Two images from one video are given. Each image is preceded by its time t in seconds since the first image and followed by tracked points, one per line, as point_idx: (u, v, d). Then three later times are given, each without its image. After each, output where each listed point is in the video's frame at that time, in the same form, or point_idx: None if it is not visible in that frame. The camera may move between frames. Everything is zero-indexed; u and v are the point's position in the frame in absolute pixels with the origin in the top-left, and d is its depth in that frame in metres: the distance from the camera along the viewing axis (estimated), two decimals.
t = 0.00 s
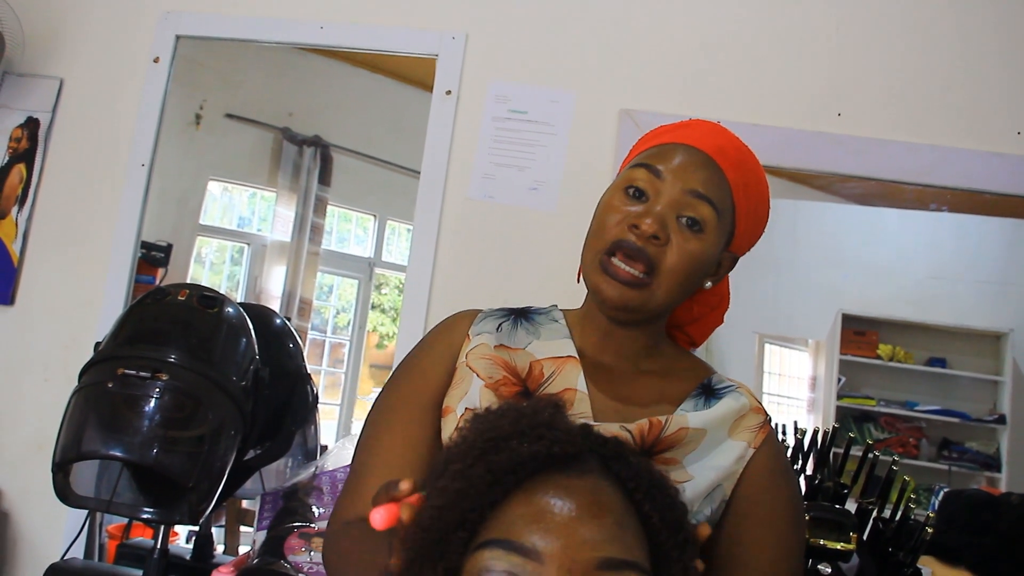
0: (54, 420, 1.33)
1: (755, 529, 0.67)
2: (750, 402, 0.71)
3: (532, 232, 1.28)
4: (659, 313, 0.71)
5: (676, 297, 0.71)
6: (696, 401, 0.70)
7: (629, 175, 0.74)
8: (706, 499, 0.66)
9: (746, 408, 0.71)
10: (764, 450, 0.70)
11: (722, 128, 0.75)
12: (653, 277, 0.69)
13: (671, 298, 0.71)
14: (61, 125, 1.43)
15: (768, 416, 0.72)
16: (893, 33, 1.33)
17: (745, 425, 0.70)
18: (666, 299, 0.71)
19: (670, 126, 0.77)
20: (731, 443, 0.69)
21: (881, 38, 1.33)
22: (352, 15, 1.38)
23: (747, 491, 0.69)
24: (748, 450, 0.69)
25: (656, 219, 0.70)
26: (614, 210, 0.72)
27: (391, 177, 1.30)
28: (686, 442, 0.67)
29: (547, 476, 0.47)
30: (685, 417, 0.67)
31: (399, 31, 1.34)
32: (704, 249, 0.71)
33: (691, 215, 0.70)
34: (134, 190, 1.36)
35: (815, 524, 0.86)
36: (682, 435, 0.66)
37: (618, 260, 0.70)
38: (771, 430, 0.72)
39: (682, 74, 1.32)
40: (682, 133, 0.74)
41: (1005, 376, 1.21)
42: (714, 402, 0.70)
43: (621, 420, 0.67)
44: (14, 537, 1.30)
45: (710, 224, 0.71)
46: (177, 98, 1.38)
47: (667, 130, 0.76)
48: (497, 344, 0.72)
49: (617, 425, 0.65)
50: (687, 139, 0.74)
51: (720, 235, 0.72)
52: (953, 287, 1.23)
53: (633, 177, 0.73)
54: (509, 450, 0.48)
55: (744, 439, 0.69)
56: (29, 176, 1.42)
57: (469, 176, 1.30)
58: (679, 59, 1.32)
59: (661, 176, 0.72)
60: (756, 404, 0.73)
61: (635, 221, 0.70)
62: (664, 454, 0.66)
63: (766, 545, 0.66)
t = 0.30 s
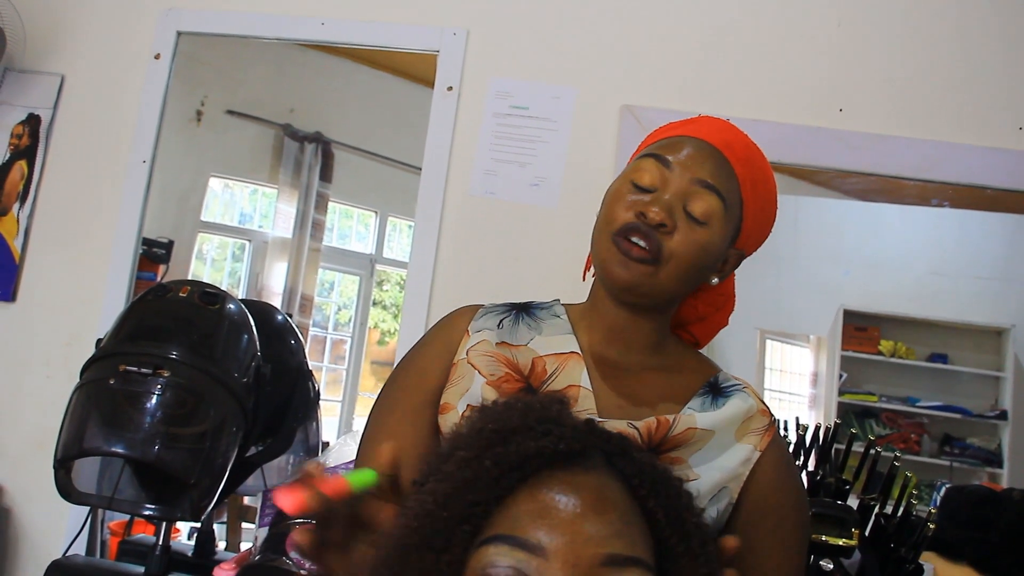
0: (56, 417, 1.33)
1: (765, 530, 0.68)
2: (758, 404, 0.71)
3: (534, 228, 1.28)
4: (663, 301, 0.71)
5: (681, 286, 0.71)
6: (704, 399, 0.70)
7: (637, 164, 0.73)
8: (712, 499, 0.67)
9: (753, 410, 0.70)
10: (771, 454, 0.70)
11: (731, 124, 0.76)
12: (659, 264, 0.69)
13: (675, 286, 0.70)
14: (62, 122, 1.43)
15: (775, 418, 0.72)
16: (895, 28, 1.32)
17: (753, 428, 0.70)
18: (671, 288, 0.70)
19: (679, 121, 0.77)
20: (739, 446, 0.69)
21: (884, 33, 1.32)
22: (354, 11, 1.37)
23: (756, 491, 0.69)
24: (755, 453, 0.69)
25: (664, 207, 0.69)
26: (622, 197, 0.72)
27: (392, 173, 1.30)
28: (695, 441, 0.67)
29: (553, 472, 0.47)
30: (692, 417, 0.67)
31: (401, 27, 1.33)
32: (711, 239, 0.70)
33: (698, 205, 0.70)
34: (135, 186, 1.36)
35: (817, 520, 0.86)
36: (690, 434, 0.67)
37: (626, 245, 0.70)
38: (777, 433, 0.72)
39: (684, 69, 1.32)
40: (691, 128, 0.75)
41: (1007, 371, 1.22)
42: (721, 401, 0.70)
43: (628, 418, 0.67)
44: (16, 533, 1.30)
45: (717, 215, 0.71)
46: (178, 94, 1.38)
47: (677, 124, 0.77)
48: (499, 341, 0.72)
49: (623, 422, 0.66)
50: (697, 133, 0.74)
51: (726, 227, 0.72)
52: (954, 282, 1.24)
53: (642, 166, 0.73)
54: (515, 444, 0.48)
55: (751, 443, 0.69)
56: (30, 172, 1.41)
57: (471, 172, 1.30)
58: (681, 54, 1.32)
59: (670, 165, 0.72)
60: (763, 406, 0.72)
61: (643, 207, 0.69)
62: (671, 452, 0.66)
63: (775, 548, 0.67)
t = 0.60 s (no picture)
0: (57, 416, 1.33)
1: (764, 528, 0.68)
2: (758, 403, 0.71)
3: (534, 226, 1.28)
4: (660, 303, 0.71)
5: (678, 288, 0.71)
6: (704, 397, 0.69)
7: (633, 169, 0.74)
8: (712, 495, 0.66)
9: (754, 409, 0.70)
10: (770, 451, 0.70)
11: (726, 122, 0.75)
12: (654, 268, 0.69)
13: (672, 288, 0.70)
14: (62, 121, 1.43)
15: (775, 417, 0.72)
16: (896, 25, 1.32)
17: (753, 426, 0.69)
18: (668, 290, 0.70)
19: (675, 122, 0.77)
20: (738, 443, 0.68)
21: (885, 30, 1.32)
22: (354, 9, 1.37)
23: (758, 491, 0.69)
24: (754, 450, 0.69)
25: (658, 211, 0.69)
26: (617, 202, 0.72)
27: (392, 172, 1.30)
28: (694, 439, 0.66)
29: (552, 471, 0.47)
30: (694, 414, 0.67)
31: (401, 26, 1.33)
32: (705, 241, 0.70)
33: (693, 207, 0.70)
34: (135, 185, 1.36)
35: (818, 517, 0.86)
36: (691, 432, 0.66)
37: (620, 249, 0.70)
38: (777, 431, 0.71)
39: (684, 67, 1.31)
40: (686, 128, 0.74)
41: (1007, 368, 1.22)
42: (721, 400, 0.69)
43: (629, 414, 0.67)
44: (17, 532, 1.30)
45: (712, 217, 0.71)
46: (178, 93, 1.38)
47: (672, 125, 0.76)
48: (502, 339, 0.71)
49: (625, 418, 0.66)
50: (691, 134, 0.73)
51: (722, 228, 0.71)
52: (953, 280, 1.24)
53: (638, 170, 0.73)
54: (515, 444, 0.48)
55: (751, 440, 0.69)
56: (30, 171, 1.41)
57: (471, 170, 1.30)
58: (681, 52, 1.32)
59: (665, 168, 0.72)
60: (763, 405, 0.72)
61: (637, 211, 0.70)
62: (671, 449, 0.66)
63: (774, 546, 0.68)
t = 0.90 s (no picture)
0: (54, 417, 1.33)
1: (758, 523, 0.68)
2: (754, 402, 0.71)
3: (531, 227, 1.28)
4: (661, 314, 0.72)
5: (677, 297, 0.71)
6: (701, 397, 0.69)
7: (622, 182, 0.73)
8: (709, 493, 0.67)
9: (749, 408, 0.70)
10: (766, 450, 0.70)
11: (711, 123, 0.75)
12: (654, 282, 0.69)
13: (672, 299, 0.71)
14: (59, 121, 1.43)
15: (770, 416, 0.72)
16: (892, 25, 1.32)
17: (748, 425, 0.69)
18: (668, 301, 0.71)
19: (658, 126, 0.77)
20: (734, 442, 0.68)
21: (881, 30, 1.32)
22: (350, 10, 1.37)
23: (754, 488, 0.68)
24: (750, 449, 0.69)
25: (653, 225, 0.69)
26: (609, 218, 0.72)
27: (390, 173, 1.30)
28: (692, 437, 0.67)
29: (548, 472, 0.47)
30: (690, 413, 0.67)
31: (397, 26, 1.33)
32: (701, 249, 0.70)
33: (686, 217, 0.70)
34: (132, 186, 1.36)
35: (815, 517, 0.86)
36: (688, 430, 0.67)
37: (619, 266, 0.70)
38: (772, 429, 0.71)
39: (681, 67, 1.32)
40: (670, 134, 0.74)
41: (1004, 368, 1.22)
42: (719, 400, 0.69)
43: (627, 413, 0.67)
44: (14, 534, 1.30)
45: (705, 224, 0.71)
46: (175, 94, 1.37)
47: (655, 131, 0.76)
48: (500, 340, 0.71)
49: (623, 417, 0.66)
50: (677, 140, 0.73)
51: (715, 233, 0.71)
52: (949, 279, 1.24)
53: (627, 183, 0.72)
54: (511, 444, 0.48)
55: (746, 439, 0.69)
56: (26, 172, 1.41)
57: (468, 171, 1.30)
58: (678, 52, 1.32)
59: (654, 180, 0.71)
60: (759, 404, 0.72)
61: (632, 228, 0.69)
62: (668, 447, 0.66)
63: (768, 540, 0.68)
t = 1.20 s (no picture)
0: (51, 417, 1.33)
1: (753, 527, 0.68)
2: (751, 404, 0.71)
3: (530, 227, 1.28)
4: (656, 305, 0.71)
5: (671, 287, 0.71)
6: (698, 399, 0.70)
7: (613, 175, 0.73)
8: (706, 494, 0.67)
9: (746, 410, 0.70)
10: (763, 452, 0.70)
11: (698, 120, 0.76)
12: (648, 271, 0.69)
13: (666, 289, 0.70)
14: (57, 120, 1.42)
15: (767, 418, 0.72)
16: (890, 27, 1.32)
17: (745, 427, 0.69)
18: (662, 291, 0.70)
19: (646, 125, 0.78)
20: (731, 443, 0.68)
21: (879, 32, 1.32)
22: (349, 10, 1.37)
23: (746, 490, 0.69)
24: (747, 450, 0.69)
25: (645, 213, 0.69)
26: (602, 210, 0.72)
27: (388, 173, 1.30)
28: (689, 438, 0.67)
29: (548, 473, 0.47)
30: (687, 414, 0.67)
31: (396, 27, 1.33)
32: (694, 238, 0.71)
33: (678, 205, 0.70)
34: (130, 186, 1.36)
35: (812, 519, 0.86)
36: (685, 432, 0.67)
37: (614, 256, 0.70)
38: (770, 432, 0.71)
39: (679, 68, 1.32)
40: (658, 130, 0.75)
41: (1001, 370, 1.22)
42: (716, 401, 0.69)
43: (624, 414, 0.67)
44: (10, 534, 1.30)
45: (697, 212, 0.71)
46: (173, 93, 1.37)
47: (644, 129, 0.77)
48: (497, 342, 0.72)
49: (619, 419, 0.66)
50: (665, 134, 0.74)
51: (707, 223, 0.72)
52: (948, 280, 1.24)
53: (619, 176, 0.73)
54: (512, 446, 0.48)
55: (743, 441, 0.69)
56: (24, 171, 1.41)
57: (466, 171, 1.30)
58: (676, 53, 1.32)
59: (646, 171, 0.72)
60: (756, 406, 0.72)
61: (625, 217, 0.69)
62: (665, 449, 0.67)
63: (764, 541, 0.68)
